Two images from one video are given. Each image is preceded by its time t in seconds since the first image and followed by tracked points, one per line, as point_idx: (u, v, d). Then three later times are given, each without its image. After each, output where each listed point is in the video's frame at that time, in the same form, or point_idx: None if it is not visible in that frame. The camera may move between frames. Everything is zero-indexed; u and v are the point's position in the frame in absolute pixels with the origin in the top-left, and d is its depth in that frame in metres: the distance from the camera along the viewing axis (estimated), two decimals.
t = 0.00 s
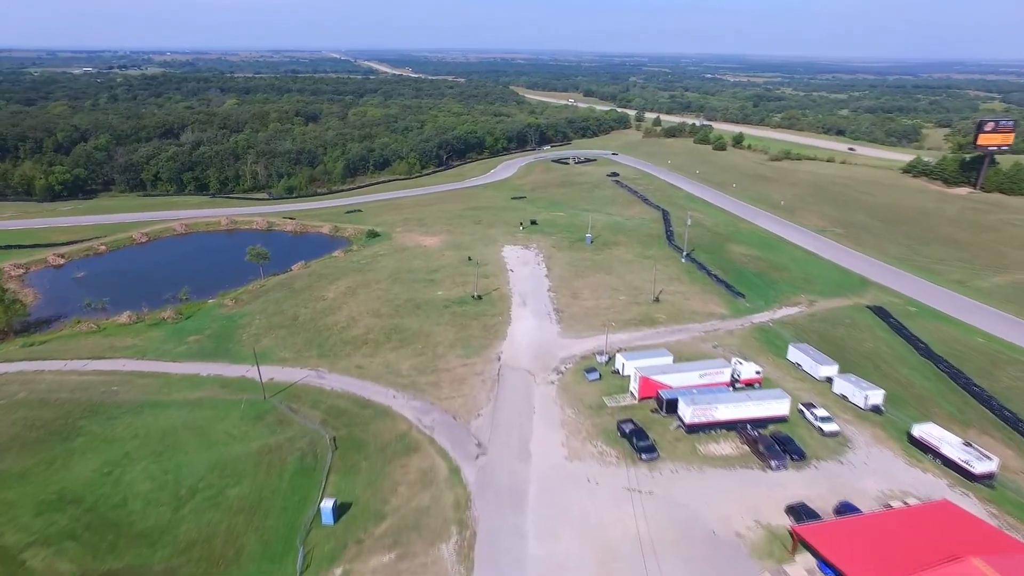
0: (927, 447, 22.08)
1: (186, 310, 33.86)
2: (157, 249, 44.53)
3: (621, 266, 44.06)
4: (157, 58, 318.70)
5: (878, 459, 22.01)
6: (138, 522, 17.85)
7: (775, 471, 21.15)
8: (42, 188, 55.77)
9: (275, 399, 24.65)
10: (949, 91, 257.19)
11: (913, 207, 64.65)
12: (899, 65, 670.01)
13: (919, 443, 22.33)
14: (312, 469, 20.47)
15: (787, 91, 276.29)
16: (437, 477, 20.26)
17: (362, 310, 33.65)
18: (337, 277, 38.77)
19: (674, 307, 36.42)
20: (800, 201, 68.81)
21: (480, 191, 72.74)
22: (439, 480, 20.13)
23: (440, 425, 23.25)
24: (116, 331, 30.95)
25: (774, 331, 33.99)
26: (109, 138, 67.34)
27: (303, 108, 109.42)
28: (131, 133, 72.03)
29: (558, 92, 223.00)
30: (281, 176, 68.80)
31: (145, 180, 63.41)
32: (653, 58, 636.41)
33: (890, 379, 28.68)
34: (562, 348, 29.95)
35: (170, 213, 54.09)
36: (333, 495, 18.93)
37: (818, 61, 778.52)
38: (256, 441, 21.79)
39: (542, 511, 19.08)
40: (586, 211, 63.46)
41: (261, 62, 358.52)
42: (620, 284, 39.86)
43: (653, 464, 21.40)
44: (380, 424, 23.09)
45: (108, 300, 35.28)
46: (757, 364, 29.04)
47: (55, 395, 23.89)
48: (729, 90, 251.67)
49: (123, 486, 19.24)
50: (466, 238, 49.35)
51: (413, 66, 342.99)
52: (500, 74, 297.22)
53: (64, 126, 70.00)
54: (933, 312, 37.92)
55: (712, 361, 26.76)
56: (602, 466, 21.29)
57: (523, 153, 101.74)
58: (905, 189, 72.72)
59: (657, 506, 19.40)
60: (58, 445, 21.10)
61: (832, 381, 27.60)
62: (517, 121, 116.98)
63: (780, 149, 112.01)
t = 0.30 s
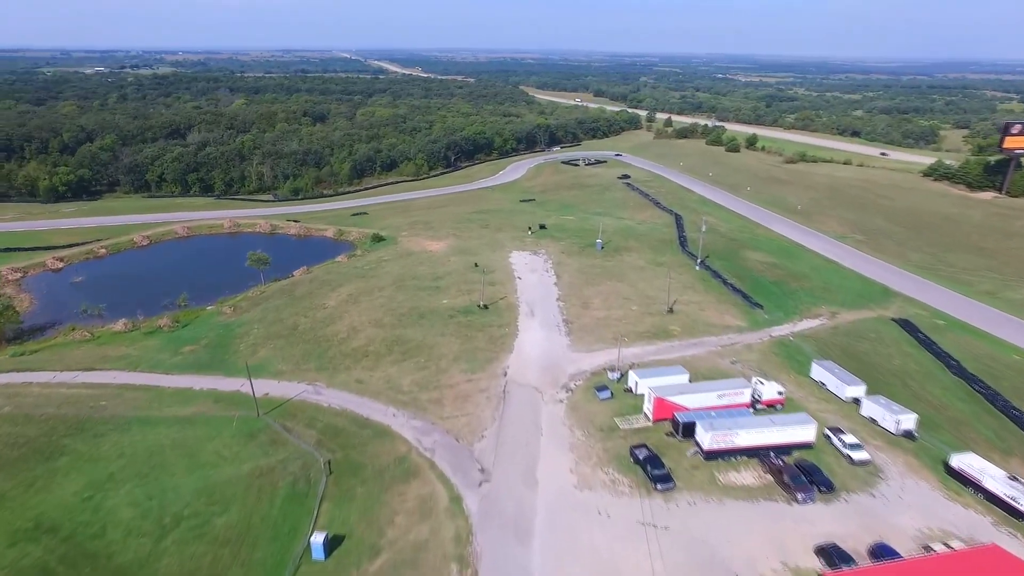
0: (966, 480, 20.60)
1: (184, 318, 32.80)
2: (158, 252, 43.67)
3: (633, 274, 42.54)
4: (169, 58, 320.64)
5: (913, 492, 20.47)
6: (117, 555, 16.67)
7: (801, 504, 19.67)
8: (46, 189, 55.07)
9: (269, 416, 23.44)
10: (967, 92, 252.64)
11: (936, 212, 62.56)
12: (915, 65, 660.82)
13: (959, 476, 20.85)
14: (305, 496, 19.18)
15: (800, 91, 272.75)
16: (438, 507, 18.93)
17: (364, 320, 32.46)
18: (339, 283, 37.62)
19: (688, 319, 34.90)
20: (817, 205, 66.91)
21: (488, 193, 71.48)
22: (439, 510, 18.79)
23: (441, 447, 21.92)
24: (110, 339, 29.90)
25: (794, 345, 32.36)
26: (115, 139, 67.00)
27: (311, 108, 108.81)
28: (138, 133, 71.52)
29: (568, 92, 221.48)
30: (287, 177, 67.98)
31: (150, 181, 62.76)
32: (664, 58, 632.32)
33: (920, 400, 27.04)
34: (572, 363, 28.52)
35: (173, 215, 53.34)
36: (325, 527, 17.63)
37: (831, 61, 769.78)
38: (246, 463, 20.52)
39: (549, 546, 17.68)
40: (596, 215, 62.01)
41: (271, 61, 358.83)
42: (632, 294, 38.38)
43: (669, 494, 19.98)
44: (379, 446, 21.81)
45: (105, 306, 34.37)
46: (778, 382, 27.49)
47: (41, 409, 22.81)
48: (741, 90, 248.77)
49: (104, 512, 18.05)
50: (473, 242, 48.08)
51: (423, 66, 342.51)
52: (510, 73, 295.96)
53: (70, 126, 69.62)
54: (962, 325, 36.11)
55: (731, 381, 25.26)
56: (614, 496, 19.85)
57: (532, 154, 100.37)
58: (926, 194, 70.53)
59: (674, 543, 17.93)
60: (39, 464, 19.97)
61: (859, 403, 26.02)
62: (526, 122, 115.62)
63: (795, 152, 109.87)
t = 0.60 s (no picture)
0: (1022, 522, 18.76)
1: (188, 325, 31.97)
2: (167, 254, 43.13)
3: (652, 283, 40.86)
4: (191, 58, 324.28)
5: (963, 534, 18.67)
6: None
7: (839, 547, 17.94)
8: (60, 189, 54.93)
9: (268, 434, 22.32)
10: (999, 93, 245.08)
11: (971, 219, 59.79)
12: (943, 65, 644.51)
13: (1014, 517, 19.11)
14: (301, 525, 18.00)
15: (824, 91, 265.77)
16: (442, 541, 17.64)
17: (372, 329, 31.30)
18: (348, 289, 36.55)
19: (711, 332, 33.18)
20: (844, 211, 64.48)
21: (503, 195, 70.16)
22: (443, 545, 17.49)
23: (448, 472, 20.62)
24: (112, 346, 29.14)
25: (825, 363, 30.44)
26: (131, 138, 67.12)
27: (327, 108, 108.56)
28: (153, 132, 71.58)
29: (585, 92, 219.30)
30: (300, 177, 67.46)
31: (164, 181, 62.61)
32: (683, 58, 625.31)
33: (963, 430, 25.11)
34: (588, 380, 26.98)
35: (185, 216, 52.95)
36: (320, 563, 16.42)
37: (855, 60, 755.59)
38: (242, 486, 19.39)
39: None
40: (614, 219, 60.35)
41: (291, 60, 361.89)
42: (651, 305, 36.72)
43: (693, 531, 18.41)
44: (382, 469, 20.57)
45: (110, 310, 33.77)
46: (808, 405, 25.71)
47: (35, 422, 21.99)
48: (763, 90, 244.29)
49: (89, 540, 17.07)
50: (487, 247, 46.79)
51: (442, 65, 342.39)
52: (528, 73, 294.08)
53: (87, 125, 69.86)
54: (1006, 343, 33.90)
55: (760, 404, 23.54)
56: (632, 532, 18.37)
57: (549, 155, 98.82)
58: (960, 199, 67.60)
59: None
60: (27, 484, 19.09)
61: (897, 429, 24.17)
62: (543, 122, 114.09)
63: (819, 154, 106.86)
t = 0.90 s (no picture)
0: None
1: (196, 331, 31.24)
2: (180, 257, 42.75)
3: (675, 293, 39.10)
4: (217, 58, 329.49)
5: None
6: None
7: None
8: (79, 188, 55.05)
9: (269, 452, 21.21)
10: None
11: (1014, 228, 56.76)
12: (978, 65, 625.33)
13: None
14: (296, 557, 16.82)
15: (853, 91, 259.24)
16: None
17: (383, 338, 30.18)
18: (360, 295, 35.52)
19: (738, 348, 31.37)
20: (877, 218, 61.79)
21: (521, 197, 68.78)
22: None
23: (456, 501, 19.32)
24: (118, 352, 28.49)
25: (863, 383, 28.42)
26: (150, 138, 67.33)
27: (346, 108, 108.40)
28: (173, 132, 71.82)
29: (607, 92, 216.90)
30: (317, 178, 67.00)
31: (181, 180, 62.58)
32: (707, 58, 616.43)
33: (1017, 464, 23.04)
34: (607, 400, 25.41)
35: (201, 216, 52.67)
36: None
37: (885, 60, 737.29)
38: (238, 510, 18.31)
39: None
40: (635, 224, 58.62)
41: (315, 60, 366.28)
42: (675, 317, 35.00)
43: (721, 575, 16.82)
44: (386, 495, 19.32)
45: (119, 314, 33.28)
46: (846, 431, 23.83)
47: (31, 435, 21.25)
48: (789, 91, 239.02)
49: (74, 568, 16.14)
50: (504, 252, 45.48)
51: (463, 65, 341.88)
52: (550, 73, 292.41)
53: (108, 124, 70.38)
54: None
55: (794, 431, 21.75)
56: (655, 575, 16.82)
57: (569, 156, 97.23)
58: (1002, 206, 64.38)
59: None
60: (17, 503, 18.30)
61: (945, 461, 22.16)
62: (564, 123, 112.49)
63: (849, 157, 103.46)
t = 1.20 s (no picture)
0: None
1: (199, 338, 30.45)
2: (189, 260, 42.19)
3: (696, 304, 37.35)
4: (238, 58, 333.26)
5: None
6: None
7: None
8: (92, 188, 54.91)
9: (264, 473, 20.12)
10: None
11: None
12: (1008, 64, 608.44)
13: None
14: None
15: (879, 92, 253.10)
16: None
17: (390, 350, 28.98)
18: (368, 303, 34.42)
19: (764, 365, 29.57)
20: (908, 225, 59.16)
21: (537, 200, 67.34)
22: None
23: (460, 534, 17.97)
24: (118, 361, 27.77)
25: (900, 406, 26.46)
26: (165, 137, 67.28)
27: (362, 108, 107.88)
28: (188, 131, 71.78)
29: (625, 91, 214.32)
30: (330, 179, 66.36)
31: (195, 180, 62.34)
32: (728, 58, 608.62)
33: None
34: (623, 422, 23.90)
35: (212, 218, 52.19)
36: None
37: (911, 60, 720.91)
38: (227, 540, 17.26)
39: None
40: (654, 229, 56.85)
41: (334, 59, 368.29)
42: (695, 331, 33.28)
43: None
44: (384, 526, 18.09)
45: (123, 319, 32.64)
46: (883, 462, 22.00)
47: (21, 451, 20.48)
48: (812, 91, 234.10)
49: None
50: (518, 259, 44.11)
51: (481, 64, 341.17)
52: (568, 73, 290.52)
53: (124, 124, 70.53)
54: None
55: (827, 463, 20.02)
56: None
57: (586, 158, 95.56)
58: None
59: None
60: None
61: (994, 498, 20.24)
62: (581, 123, 110.78)
63: (876, 160, 100.14)
